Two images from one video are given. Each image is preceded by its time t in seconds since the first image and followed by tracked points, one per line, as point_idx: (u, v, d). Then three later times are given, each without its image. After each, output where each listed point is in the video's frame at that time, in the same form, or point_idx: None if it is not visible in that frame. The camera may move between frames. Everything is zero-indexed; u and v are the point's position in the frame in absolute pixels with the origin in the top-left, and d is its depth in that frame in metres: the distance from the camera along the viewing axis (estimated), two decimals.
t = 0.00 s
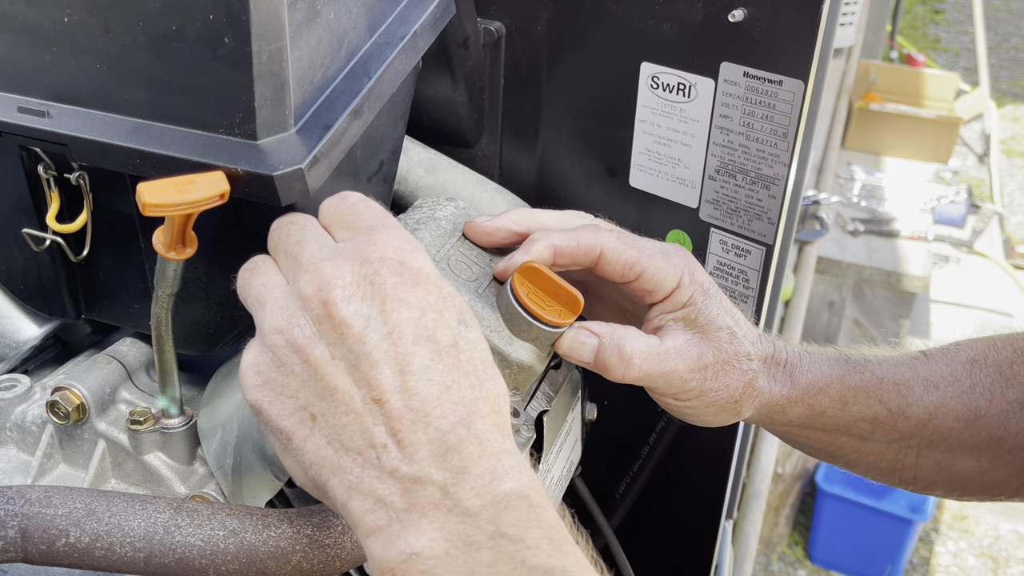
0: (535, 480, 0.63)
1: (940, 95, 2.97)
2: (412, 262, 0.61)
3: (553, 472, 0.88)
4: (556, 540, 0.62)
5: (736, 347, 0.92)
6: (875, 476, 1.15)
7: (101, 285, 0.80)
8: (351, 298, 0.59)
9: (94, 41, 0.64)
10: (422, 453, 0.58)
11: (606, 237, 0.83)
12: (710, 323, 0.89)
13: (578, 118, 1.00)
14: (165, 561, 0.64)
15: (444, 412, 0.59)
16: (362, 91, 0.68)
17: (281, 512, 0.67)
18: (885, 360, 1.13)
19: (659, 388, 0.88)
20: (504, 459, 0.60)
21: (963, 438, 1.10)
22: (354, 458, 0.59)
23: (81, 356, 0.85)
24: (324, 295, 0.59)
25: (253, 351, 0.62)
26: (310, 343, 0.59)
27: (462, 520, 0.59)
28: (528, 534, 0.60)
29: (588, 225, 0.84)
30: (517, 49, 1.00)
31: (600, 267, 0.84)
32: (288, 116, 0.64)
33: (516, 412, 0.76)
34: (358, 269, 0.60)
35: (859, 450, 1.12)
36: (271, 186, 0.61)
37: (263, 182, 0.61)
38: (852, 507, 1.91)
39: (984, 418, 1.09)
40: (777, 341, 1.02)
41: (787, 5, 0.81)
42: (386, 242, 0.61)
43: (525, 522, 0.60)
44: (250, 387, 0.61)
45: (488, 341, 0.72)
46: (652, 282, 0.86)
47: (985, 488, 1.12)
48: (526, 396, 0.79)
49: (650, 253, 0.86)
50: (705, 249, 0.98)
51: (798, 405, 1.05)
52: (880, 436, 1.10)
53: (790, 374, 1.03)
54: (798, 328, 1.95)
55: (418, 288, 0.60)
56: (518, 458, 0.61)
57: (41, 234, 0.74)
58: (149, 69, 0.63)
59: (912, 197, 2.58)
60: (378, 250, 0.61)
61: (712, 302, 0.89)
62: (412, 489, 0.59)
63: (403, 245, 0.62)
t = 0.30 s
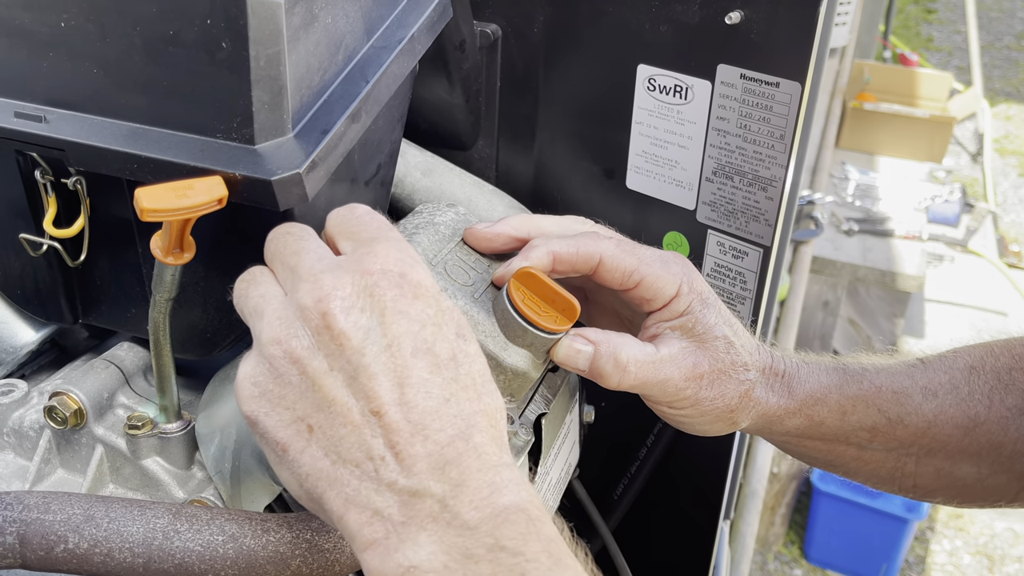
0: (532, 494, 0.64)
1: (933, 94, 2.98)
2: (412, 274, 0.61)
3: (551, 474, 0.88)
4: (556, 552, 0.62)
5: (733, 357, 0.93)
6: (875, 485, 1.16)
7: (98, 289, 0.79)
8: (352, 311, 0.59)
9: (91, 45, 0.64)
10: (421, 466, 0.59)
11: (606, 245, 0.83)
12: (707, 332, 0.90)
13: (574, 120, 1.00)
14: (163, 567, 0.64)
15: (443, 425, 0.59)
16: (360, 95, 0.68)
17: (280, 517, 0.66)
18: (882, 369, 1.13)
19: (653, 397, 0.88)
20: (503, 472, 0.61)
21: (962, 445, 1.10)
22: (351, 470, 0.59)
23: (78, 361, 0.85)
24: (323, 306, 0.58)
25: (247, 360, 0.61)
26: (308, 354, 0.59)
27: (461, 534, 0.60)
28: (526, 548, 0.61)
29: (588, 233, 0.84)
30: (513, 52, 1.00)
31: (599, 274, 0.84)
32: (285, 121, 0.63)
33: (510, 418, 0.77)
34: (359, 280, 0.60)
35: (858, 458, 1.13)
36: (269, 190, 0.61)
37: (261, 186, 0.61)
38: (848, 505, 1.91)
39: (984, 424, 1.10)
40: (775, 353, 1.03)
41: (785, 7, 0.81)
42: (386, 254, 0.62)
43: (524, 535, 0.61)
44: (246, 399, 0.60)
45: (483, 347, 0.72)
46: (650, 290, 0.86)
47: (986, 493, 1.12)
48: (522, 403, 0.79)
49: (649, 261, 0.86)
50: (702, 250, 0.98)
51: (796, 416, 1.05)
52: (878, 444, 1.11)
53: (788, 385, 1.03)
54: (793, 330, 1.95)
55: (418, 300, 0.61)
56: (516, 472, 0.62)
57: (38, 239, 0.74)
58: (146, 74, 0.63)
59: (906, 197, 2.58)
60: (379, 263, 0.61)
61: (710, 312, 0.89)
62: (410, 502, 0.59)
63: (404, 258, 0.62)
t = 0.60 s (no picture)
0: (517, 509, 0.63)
1: (930, 92, 2.98)
2: (409, 287, 0.61)
3: (549, 479, 0.88)
4: (537, 569, 0.63)
5: (730, 362, 0.93)
6: (873, 485, 1.16)
7: (95, 295, 0.79)
8: (347, 318, 0.58)
9: (86, 53, 0.64)
10: (404, 478, 0.58)
11: (603, 251, 0.83)
12: (704, 337, 0.90)
13: (571, 123, 1.00)
14: None
15: (428, 440, 0.59)
16: (357, 102, 0.68)
17: (278, 525, 0.66)
18: (879, 369, 1.13)
19: (650, 402, 0.88)
20: (488, 487, 0.61)
21: (958, 445, 1.11)
22: (332, 479, 0.59)
23: (75, 367, 0.85)
24: (319, 312, 0.58)
25: (236, 361, 0.61)
26: (300, 357, 0.58)
27: (445, 548, 0.60)
28: (512, 565, 0.61)
29: (585, 239, 0.84)
30: (510, 54, 1.00)
31: (596, 280, 0.84)
32: (282, 128, 0.63)
33: (508, 425, 0.76)
34: (356, 291, 0.59)
35: (857, 459, 1.13)
36: (266, 199, 0.61)
37: (258, 194, 0.61)
38: (844, 504, 1.91)
39: (980, 425, 1.10)
40: (773, 356, 1.03)
41: (781, 12, 0.81)
42: (385, 264, 0.61)
43: (510, 554, 0.61)
44: (233, 399, 0.60)
45: (481, 353, 0.72)
46: (648, 296, 0.86)
47: (982, 494, 1.13)
48: (520, 409, 0.79)
49: (646, 266, 0.86)
50: (700, 254, 0.99)
51: (794, 419, 1.06)
52: (876, 445, 1.11)
53: (787, 388, 1.04)
54: (790, 329, 1.97)
55: (413, 314, 0.60)
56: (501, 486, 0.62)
57: (34, 246, 0.73)
58: (142, 81, 0.63)
59: (904, 194, 2.60)
60: (377, 273, 0.60)
61: (707, 317, 0.90)
62: (391, 515, 0.59)
63: (403, 269, 0.61)
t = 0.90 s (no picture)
0: (480, 497, 0.60)
1: (925, 92, 2.94)
2: (361, 278, 0.61)
3: (546, 484, 0.88)
4: (499, 561, 0.60)
5: (728, 366, 0.93)
6: (871, 488, 1.16)
7: (91, 301, 0.79)
8: (299, 311, 0.60)
9: (82, 60, 0.63)
10: (356, 467, 0.57)
11: (599, 256, 0.83)
12: (701, 341, 0.90)
13: (568, 127, 1.00)
14: None
15: (381, 426, 0.57)
16: (354, 108, 0.67)
17: (274, 532, 0.66)
18: (877, 373, 1.13)
19: (648, 407, 0.88)
20: (445, 475, 0.59)
21: (956, 449, 1.11)
22: (290, 473, 0.59)
23: (71, 373, 0.85)
24: (271, 306, 0.60)
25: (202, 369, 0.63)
26: (253, 354, 0.60)
27: (400, 540, 0.57)
28: (469, 557, 0.58)
29: (581, 244, 0.84)
30: (507, 58, 1.00)
31: (592, 286, 0.84)
32: (278, 135, 0.63)
33: (504, 430, 0.75)
34: (308, 282, 0.61)
35: (855, 463, 1.13)
36: (262, 206, 0.61)
37: (254, 201, 0.61)
38: (841, 504, 1.91)
39: (977, 429, 1.10)
40: (771, 360, 1.03)
41: (778, 16, 0.81)
42: (340, 257, 0.62)
43: (468, 544, 0.58)
44: (197, 402, 0.62)
45: (478, 359, 0.73)
46: (644, 300, 0.86)
47: (979, 497, 1.13)
48: (517, 414, 0.79)
49: (643, 271, 0.86)
50: (697, 258, 0.99)
51: (792, 422, 1.05)
52: (874, 449, 1.11)
53: (785, 392, 1.03)
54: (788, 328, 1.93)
55: (366, 302, 0.60)
56: (461, 473, 0.60)
57: (31, 252, 0.73)
58: (138, 88, 0.63)
59: (899, 196, 2.58)
60: (337, 274, 0.61)
61: (703, 321, 0.90)
62: (347, 506, 0.58)
63: (357, 261, 0.62)
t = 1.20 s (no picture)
0: (471, 511, 0.60)
1: (925, 94, 2.93)
2: (349, 291, 0.61)
3: (544, 488, 0.88)
4: None
5: (725, 369, 0.93)
6: (870, 491, 1.16)
7: (88, 306, 0.79)
8: (285, 326, 0.60)
9: (79, 65, 0.64)
10: (345, 485, 0.57)
11: (596, 260, 0.83)
12: (698, 344, 0.90)
13: (566, 131, 1.00)
14: None
15: (372, 442, 0.58)
16: (350, 113, 0.68)
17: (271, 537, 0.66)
18: (876, 376, 1.13)
19: (646, 410, 0.88)
20: (436, 490, 0.59)
21: (955, 452, 1.11)
22: (280, 491, 0.59)
23: (69, 378, 0.85)
24: (258, 323, 0.60)
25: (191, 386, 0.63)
26: (241, 372, 0.60)
27: (392, 558, 0.57)
28: (461, 572, 0.58)
29: (578, 248, 0.84)
30: (504, 62, 1.00)
31: (589, 289, 0.84)
32: (275, 140, 0.63)
33: (502, 434, 0.75)
34: (293, 298, 0.60)
35: (854, 466, 1.13)
36: (259, 212, 0.61)
37: (250, 207, 0.61)
38: (841, 505, 1.91)
39: (976, 432, 1.10)
40: (769, 362, 1.03)
41: (774, 20, 0.81)
42: (328, 269, 0.62)
43: (458, 560, 0.58)
44: (185, 419, 0.62)
45: (475, 363, 0.73)
46: (641, 304, 0.86)
47: (978, 501, 1.13)
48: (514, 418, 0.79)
49: (640, 274, 0.86)
50: (695, 261, 0.99)
51: (792, 425, 1.05)
52: (873, 453, 1.11)
53: (784, 395, 1.03)
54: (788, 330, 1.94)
55: (354, 315, 0.60)
56: (452, 488, 0.60)
57: (27, 257, 0.73)
58: (134, 94, 0.63)
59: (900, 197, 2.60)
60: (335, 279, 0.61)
61: (700, 324, 0.90)
62: (337, 524, 0.58)
63: (345, 273, 0.62)
